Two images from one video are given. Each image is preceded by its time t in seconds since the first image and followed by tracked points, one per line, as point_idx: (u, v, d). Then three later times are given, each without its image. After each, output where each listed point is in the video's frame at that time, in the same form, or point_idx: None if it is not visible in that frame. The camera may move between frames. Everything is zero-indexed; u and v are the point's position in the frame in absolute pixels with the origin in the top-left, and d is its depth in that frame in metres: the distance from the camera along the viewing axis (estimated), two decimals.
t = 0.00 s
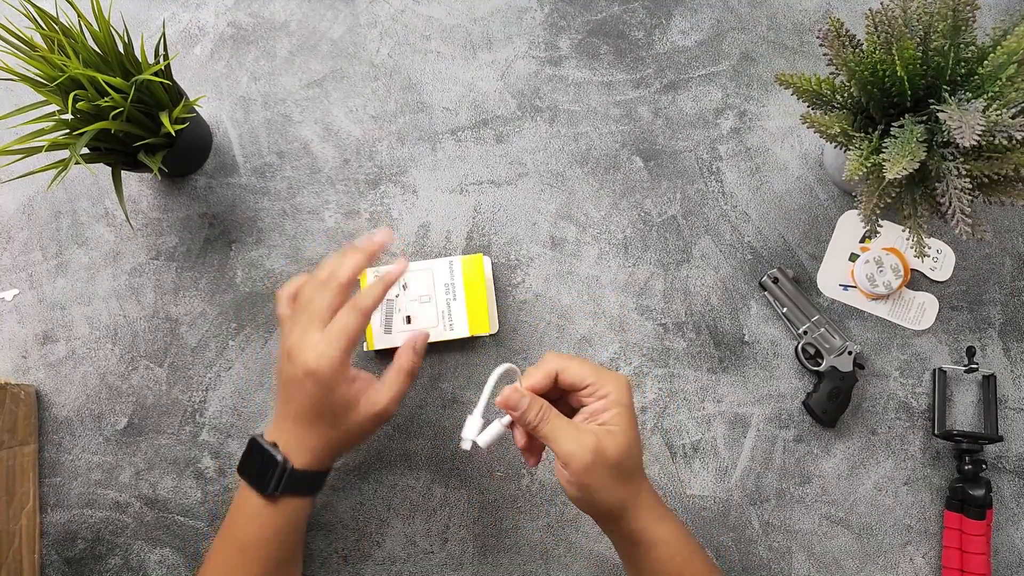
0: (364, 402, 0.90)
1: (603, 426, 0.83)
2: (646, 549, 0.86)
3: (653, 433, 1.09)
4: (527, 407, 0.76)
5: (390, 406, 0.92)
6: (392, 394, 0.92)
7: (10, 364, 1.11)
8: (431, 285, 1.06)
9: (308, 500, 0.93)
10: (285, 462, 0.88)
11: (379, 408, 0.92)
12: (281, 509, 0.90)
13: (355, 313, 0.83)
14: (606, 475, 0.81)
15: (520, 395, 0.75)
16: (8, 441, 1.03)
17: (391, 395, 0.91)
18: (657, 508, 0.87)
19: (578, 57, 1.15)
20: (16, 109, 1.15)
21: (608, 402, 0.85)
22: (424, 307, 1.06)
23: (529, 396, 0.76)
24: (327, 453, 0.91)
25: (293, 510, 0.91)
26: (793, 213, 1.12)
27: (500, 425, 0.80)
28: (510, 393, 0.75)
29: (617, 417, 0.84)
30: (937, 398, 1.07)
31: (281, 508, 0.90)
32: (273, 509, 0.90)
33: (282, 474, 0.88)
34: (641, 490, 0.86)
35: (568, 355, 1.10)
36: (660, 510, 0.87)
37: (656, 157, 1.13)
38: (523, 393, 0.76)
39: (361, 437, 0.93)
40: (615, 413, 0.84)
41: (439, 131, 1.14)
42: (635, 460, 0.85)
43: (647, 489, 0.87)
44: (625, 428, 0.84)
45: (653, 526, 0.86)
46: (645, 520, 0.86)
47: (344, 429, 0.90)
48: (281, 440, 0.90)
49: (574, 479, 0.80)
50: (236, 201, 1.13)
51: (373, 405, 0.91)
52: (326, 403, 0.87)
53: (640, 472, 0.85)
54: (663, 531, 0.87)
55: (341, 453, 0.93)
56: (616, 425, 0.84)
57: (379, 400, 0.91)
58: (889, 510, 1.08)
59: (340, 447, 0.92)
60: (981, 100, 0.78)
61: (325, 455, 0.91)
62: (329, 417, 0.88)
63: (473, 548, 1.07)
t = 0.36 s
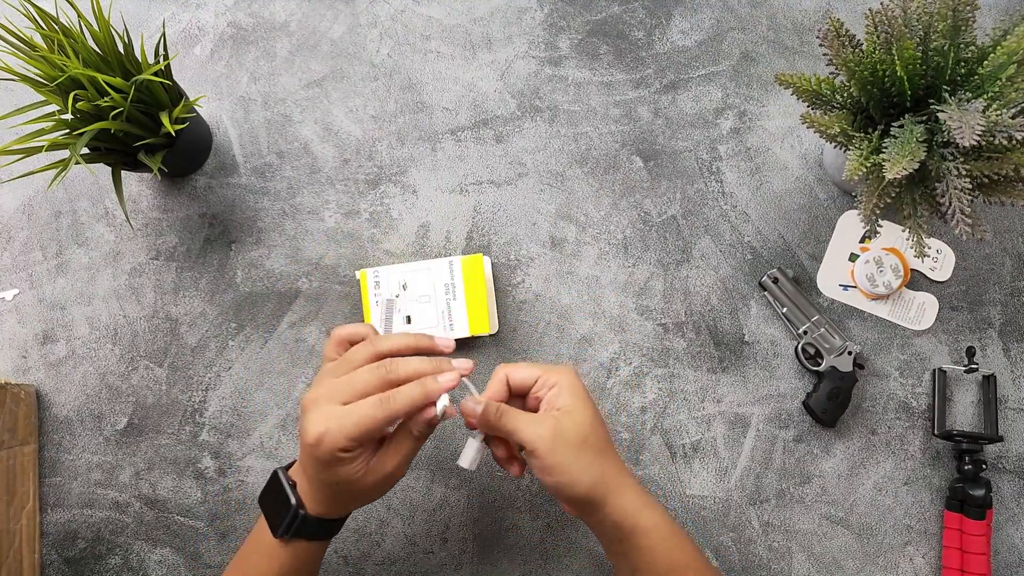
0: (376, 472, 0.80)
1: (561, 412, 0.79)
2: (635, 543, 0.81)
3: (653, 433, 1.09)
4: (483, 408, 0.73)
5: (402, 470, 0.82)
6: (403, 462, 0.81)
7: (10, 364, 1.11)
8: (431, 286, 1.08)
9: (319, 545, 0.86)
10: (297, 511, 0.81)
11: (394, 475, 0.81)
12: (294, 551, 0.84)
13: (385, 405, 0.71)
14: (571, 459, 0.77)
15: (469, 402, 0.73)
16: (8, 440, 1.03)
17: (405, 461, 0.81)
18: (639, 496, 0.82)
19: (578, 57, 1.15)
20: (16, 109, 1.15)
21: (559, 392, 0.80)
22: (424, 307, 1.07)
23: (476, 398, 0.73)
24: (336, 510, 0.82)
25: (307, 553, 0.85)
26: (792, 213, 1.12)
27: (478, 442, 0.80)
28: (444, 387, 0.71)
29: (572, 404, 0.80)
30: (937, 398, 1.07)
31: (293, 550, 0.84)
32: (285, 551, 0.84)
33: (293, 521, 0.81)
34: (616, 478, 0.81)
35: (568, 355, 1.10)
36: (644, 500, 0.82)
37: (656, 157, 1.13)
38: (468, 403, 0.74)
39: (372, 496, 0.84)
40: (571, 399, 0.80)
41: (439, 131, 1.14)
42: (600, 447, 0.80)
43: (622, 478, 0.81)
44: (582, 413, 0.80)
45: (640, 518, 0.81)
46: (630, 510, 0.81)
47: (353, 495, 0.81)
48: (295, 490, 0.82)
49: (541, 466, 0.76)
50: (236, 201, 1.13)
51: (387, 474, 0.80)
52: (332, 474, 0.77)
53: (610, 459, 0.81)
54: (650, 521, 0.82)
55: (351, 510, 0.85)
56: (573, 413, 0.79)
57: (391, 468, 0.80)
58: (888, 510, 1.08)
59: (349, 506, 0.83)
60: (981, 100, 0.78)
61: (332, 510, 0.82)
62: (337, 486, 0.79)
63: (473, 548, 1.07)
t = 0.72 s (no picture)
0: (327, 462, 0.77)
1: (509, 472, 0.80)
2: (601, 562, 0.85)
3: (653, 433, 1.09)
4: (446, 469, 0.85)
5: (355, 475, 0.76)
6: (354, 464, 0.76)
7: (10, 364, 1.11)
8: (431, 285, 1.08)
9: (296, 548, 0.83)
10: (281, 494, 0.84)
11: (346, 478, 0.76)
12: (274, 545, 0.84)
13: (354, 384, 0.78)
14: (528, 516, 0.82)
15: (397, 403, 0.69)
16: (8, 440, 1.03)
17: (356, 463, 0.75)
18: (606, 532, 0.84)
19: (578, 57, 1.15)
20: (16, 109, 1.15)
21: (506, 447, 0.79)
22: (425, 307, 1.08)
23: (401, 400, 0.69)
24: (302, 504, 0.81)
25: (285, 552, 0.83)
26: (793, 213, 1.12)
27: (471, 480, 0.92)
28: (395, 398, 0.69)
29: (520, 462, 0.79)
30: (937, 398, 1.07)
31: (273, 544, 0.84)
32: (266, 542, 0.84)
33: (272, 504, 0.83)
34: (579, 519, 0.83)
35: (568, 355, 1.10)
36: (613, 532, 0.84)
37: (656, 157, 1.13)
38: (406, 404, 0.69)
39: (333, 507, 0.79)
40: (521, 454, 0.79)
41: (439, 131, 1.14)
42: (559, 491, 0.81)
43: (586, 515, 0.83)
44: (533, 468, 0.79)
45: (610, 555, 0.84)
46: (598, 547, 0.84)
47: (310, 487, 0.79)
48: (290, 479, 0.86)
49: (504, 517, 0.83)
50: (236, 201, 1.13)
51: (336, 470, 0.76)
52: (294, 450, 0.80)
53: (573, 500, 0.82)
54: (624, 553, 0.84)
55: (319, 519, 0.81)
56: (524, 471, 0.80)
57: (338, 463, 0.76)
58: (889, 510, 1.08)
59: (311, 508, 0.80)
60: (981, 100, 0.78)
61: (301, 506, 0.81)
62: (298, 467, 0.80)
63: (473, 548, 1.07)
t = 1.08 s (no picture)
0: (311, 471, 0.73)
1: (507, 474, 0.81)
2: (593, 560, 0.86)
3: (653, 433, 1.09)
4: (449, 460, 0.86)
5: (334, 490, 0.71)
6: (333, 481, 0.70)
7: (10, 364, 1.11)
8: (431, 285, 1.08)
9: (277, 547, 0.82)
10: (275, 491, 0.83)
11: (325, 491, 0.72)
12: (261, 540, 0.83)
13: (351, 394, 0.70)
14: (523, 512, 0.84)
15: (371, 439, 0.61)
16: (8, 440, 1.03)
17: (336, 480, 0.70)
18: (600, 531, 0.85)
19: (578, 57, 1.15)
20: (16, 109, 1.15)
21: (505, 451, 0.79)
22: (425, 307, 1.08)
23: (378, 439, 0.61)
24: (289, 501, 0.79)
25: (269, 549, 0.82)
26: (792, 213, 1.12)
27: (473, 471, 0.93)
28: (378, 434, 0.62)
29: (519, 467, 0.79)
30: (937, 397, 1.07)
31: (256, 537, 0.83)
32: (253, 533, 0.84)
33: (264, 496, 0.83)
34: (574, 518, 0.84)
35: (568, 355, 1.10)
36: (608, 532, 0.85)
37: (656, 157, 1.13)
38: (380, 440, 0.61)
39: (315, 515, 0.76)
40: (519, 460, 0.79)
41: (439, 131, 1.14)
42: (557, 493, 0.82)
43: (582, 516, 0.84)
44: (531, 474, 0.80)
45: (603, 554, 0.85)
46: (592, 544, 0.85)
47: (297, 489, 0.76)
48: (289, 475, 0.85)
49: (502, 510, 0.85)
50: (236, 201, 1.13)
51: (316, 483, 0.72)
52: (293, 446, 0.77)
53: (570, 501, 0.83)
54: (617, 553, 0.84)
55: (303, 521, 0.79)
56: (522, 476, 0.80)
57: (320, 476, 0.71)
58: (889, 510, 1.08)
59: (297, 510, 0.78)
60: (981, 100, 0.78)
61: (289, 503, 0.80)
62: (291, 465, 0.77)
63: (473, 548, 1.07)
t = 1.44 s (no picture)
0: (323, 495, 0.72)
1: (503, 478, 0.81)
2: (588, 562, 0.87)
3: (653, 433, 1.09)
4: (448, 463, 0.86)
5: (348, 514, 0.72)
6: (348, 507, 0.71)
7: (10, 363, 1.11)
8: (431, 285, 1.08)
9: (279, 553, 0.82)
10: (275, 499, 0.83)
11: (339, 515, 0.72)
12: (261, 547, 0.83)
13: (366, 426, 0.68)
14: (518, 514, 0.85)
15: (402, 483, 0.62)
16: (8, 440, 1.03)
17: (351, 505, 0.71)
18: (595, 534, 0.85)
19: (578, 57, 1.15)
20: (16, 109, 1.15)
21: (501, 456, 0.79)
22: (425, 307, 1.08)
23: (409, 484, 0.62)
24: (294, 514, 0.79)
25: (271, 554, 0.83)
26: (792, 213, 1.12)
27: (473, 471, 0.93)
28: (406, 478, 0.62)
29: (514, 472, 0.80)
30: (937, 397, 1.07)
31: (257, 545, 0.83)
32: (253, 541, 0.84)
33: (264, 504, 0.83)
34: (570, 521, 0.85)
35: (568, 355, 1.10)
36: (603, 535, 0.85)
37: (656, 157, 1.13)
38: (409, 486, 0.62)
39: (324, 531, 0.77)
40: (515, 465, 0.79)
41: (439, 131, 1.14)
42: (552, 497, 0.82)
43: (578, 520, 0.85)
44: (526, 480, 0.80)
45: (597, 556, 0.85)
46: (587, 547, 0.85)
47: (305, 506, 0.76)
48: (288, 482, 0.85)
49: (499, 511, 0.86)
50: (236, 201, 1.13)
51: (330, 509, 0.72)
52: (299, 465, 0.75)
53: (567, 505, 0.84)
54: (612, 555, 0.85)
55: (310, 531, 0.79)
56: (518, 480, 0.81)
57: (334, 501, 0.71)
58: (889, 510, 1.08)
59: (304, 524, 0.78)
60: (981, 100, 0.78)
61: (293, 515, 0.80)
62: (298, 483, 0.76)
63: (473, 548, 1.07)
